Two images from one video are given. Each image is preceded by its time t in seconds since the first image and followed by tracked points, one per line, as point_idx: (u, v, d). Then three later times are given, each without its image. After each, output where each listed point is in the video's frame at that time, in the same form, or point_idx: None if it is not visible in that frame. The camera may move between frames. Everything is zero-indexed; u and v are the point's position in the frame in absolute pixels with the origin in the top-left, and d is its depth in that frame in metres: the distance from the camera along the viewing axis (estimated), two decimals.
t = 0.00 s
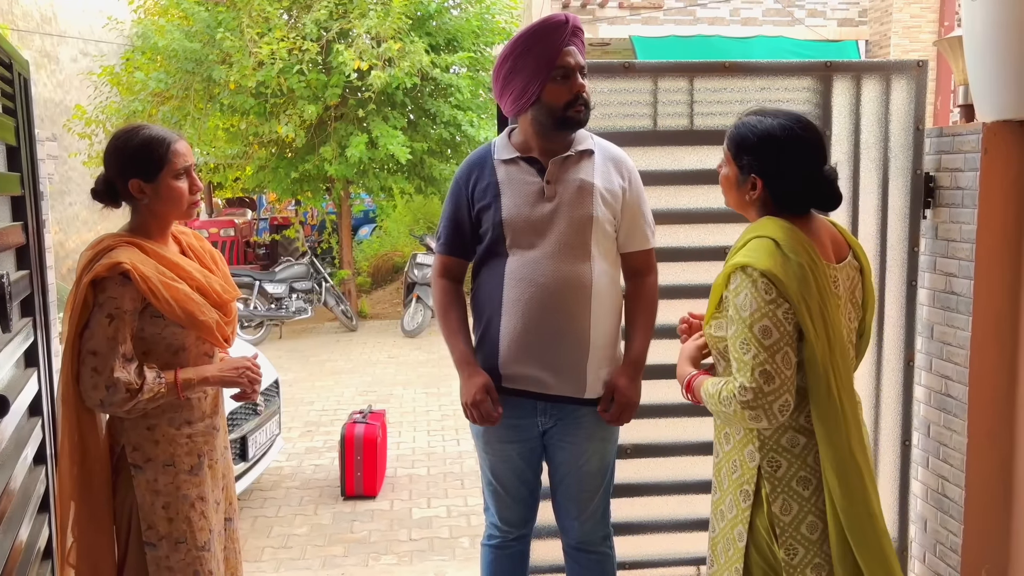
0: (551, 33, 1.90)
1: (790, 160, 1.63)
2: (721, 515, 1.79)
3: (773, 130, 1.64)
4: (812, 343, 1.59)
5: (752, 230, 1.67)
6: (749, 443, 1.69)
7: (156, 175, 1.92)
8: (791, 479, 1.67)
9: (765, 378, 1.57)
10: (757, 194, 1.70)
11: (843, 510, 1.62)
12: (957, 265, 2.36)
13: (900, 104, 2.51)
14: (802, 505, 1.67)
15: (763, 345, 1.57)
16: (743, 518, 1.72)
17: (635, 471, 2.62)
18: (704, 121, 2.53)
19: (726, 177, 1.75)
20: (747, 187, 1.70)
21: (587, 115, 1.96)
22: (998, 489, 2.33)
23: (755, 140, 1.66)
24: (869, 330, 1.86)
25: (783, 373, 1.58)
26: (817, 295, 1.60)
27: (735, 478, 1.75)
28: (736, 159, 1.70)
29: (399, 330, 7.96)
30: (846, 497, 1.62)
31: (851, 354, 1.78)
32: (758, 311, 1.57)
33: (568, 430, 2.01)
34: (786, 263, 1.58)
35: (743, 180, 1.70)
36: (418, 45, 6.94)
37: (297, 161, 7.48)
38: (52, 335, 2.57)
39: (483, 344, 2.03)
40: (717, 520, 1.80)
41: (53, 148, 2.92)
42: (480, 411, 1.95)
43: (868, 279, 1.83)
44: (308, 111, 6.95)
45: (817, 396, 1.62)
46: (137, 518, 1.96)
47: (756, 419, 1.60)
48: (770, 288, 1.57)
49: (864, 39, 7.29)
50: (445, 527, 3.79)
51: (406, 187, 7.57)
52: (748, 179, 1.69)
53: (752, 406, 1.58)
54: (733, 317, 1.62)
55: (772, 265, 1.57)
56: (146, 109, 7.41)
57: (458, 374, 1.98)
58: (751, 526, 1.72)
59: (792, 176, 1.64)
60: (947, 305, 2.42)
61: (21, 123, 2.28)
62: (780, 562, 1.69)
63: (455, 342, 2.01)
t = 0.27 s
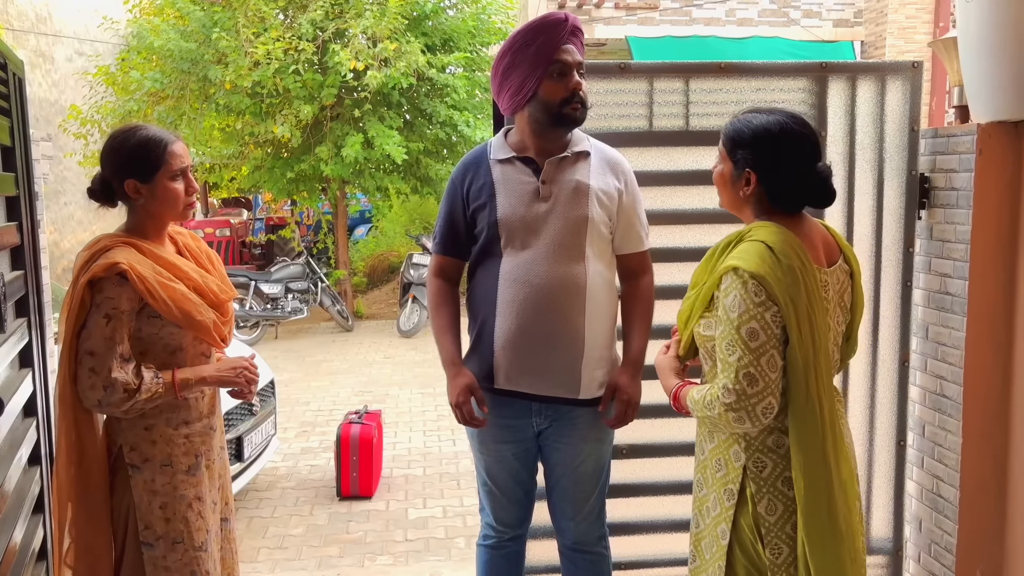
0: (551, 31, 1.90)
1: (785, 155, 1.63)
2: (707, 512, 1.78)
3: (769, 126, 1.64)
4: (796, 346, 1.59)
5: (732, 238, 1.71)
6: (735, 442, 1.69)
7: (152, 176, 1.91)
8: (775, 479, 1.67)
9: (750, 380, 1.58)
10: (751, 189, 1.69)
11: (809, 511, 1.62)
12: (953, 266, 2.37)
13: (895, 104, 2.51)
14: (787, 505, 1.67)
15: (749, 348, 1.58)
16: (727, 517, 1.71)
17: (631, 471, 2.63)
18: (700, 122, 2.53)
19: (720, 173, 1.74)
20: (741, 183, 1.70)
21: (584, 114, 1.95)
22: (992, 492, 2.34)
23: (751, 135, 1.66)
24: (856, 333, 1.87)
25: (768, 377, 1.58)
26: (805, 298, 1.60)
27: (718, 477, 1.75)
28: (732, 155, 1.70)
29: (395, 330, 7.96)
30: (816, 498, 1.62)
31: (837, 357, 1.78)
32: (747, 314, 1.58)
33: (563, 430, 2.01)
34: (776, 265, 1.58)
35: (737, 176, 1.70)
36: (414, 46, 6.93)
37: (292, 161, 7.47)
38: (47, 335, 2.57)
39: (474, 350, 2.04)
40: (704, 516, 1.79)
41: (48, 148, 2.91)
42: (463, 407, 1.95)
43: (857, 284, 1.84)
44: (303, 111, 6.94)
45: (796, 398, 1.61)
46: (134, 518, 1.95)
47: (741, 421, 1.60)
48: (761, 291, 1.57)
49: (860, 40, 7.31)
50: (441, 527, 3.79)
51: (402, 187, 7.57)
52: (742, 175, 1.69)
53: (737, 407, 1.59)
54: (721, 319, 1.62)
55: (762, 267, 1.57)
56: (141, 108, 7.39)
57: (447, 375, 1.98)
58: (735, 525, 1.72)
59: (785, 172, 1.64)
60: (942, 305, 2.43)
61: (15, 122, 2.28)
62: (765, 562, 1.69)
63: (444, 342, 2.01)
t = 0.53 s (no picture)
0: (507, 28, 1.96)
1: (783, 154, 1.63)
2: (696, 511, 1.77)
3: (773, 128, 1.64)
4: (795, 350, 1.59)
5: (739, 232, 1.68)
6: (726, 443, 1.69)
7: (144, 177, 1.91)
8: (767, 480, 1.67)
9: (746, 385, 1.57)
10: (746, 186, 1.68)
11: (792, 513, 1.62)
12: (945, 266, 2.38)
13: (887, 106, 2.52)
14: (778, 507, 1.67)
15: (746, 352, 1.57)
16: (717, 517, 1.71)
17: (625, 472, 2.63)
18: (694, 123, 2.54)
19: (717, 168, 1.74)
20: (737, 179, 1.69)
21: (541, 109, 1.94)
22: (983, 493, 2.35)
23: (752, 133, 1.66)
24: (845, 336, 1.88)
25: (764, 382, 1.58)
26: (801, 302, 1.60)
27: (709, 478, 1.74)
28: (732, 149, 1.69)
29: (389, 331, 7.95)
30: (801, 500, 1.62)
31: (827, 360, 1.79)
32: (747, 318, 1.57)
33: (553, 432, 2.01)
34: (777, 270, 1.58)
35: (735, 171, 1.69)
36: (408, 46, 6.92)
37: (286, 162, 7.46)
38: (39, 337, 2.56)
39: (462, 351, 2.04)
40: (690, 516, 1.79)
41: (40, 149, 2.90)
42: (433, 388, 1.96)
43: (846, 288, 1.85)
44: (297, 112, 6.94)
45: (790, 401, 1.61)
46: (127, 520, 1.95)
47: (735, 425, 1.59)
48: (762, 295, 1.56)
49: (852, 41, 7.16)
50: (435, 528, 3.79)
51: (396, 188, 7.56)
52: (740, 171, 1.68)
53: (733, 412, 1.58)
54: (718, 321, 1.61)
55: (765, 272, 1.56)
56: (134, 109, 7.37)
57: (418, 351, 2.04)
58: (727, 526, 1.71)
59: (782, 172, 1.64)
60: (934, 306, 2.44)
61: (7, 122, 2.27)
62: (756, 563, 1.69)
63: (418, 323, 2.06)
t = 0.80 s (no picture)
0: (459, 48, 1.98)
1: (778, 159, 1.64)
2: (690, 516, 1.77)
3: (767, 131, 1.64)
4: (791, 349, 1.60)
5: (731, 233, 1.69)
6: (723, 445, 1.70)
7: (136, 179, 1.90)
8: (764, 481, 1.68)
9: (744, 386, 1.58)
10: (740, 189, 1.68)
11: (787, 514, 1.62)
12: (937, 268, 2.39)
13: (879, 108, 2.53)
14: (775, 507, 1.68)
15: (744, 353, 1.57)
16: (715, 520, 1.70)
17: (618, 474, 2.63)
18: (686, 125, 2.54)
19: (708, 170, 1.73)
20: (730, 183, 1.69)
21: (511, 120, 1.94)
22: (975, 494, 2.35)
23: (747, 136, 1.66)
24: (833, 335, 1.88)
25: (762, 382, 1.58)
26: (795, 301, 1.61)
27: (705, 481, 1.74)
28: (725, 152, 1.69)
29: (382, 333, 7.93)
30: (796, 499, 1.62)
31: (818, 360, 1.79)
32: (742, 318, 1.57)
33: (542, 435, 2.00)
34: (771, 269, 1.58)
35: (729, 174, 1.69)
36: (401, 48, 6.92)
37: (278, 163, 7.48)
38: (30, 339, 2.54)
39: (451, 355, 2.07)
40: (683, 521, 1.79)
41: (32, 150, 2.88)
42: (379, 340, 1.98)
43: (835, 286, 1.86)
44: (290, 113, 6.94)
45: (787, 401, 1.61)
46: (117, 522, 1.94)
47: (735, 427, 1.59)
48: (756, 294, 1.57)
49: (844, 44, 7.15)
50: (429, 530, 3.78)
51: (389, 189, 7.54)
52: (734, 174, 1.68)
53: (732, 413, 1.58)
54: (714, 323, 1.61)
55: (759, 271, 1.57)
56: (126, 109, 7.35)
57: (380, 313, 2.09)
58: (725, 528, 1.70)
59: (775, 177, 1.65)
60: (926, 307, 2.45)
61: None
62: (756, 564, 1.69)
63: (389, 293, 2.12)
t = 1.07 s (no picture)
0: (458, 72, 1.91)
1: (763, 165, 1.64)
2: (687, 521, 1.77)
3: (751, 136, 1.64)
4: (787, 348, 1.59)
5: (721, 235, 1.69)
6: (720, 448, 1.69)
7: (131, 182, 1.90)
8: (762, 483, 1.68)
9: (743, 388, 1.57)
10: (727, 196, 1.69)
11: (787, 514, 1.62)
12: (931, 269, 2.39)
13: (874, 109, 2.54)
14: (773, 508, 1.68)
15: (742, 354, 1.57)
16: (714, 523, 1.70)
17: (613, 476, 2.63)
18: (681, 126, 2.55)
19: (694, 176, 1.73)
20: (718, 189, 1.70)
21: (518, 136, 1.97)
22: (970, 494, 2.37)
23: (733, 141, 1.65)
24: (824, 333, 1.88)
25: (761, 382, 1.58)
26: (789, 300, 1.61)
27: (703, 484, 1.74)
28: (709, 161, 1.69)
29: (376, 334, 7.93)
30: (795, 499, 1.63)
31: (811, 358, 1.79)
32: (738, 320, 1.57)
33: (538, 436, 2.00)
34: (764, 270, 1.59)
35: (715, 181, 1.69)
36: (395, 49, 6.92)
37: (273, 164, 7.47)
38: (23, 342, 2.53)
39: (447, 360, 2.07)
40: (680, 526, 1.79)
41: (24, 151, 2.86)
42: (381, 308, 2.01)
43: (823, 283, 1.86)
44: (284, 115, 6.91)
45: (786, 401, 1.61)
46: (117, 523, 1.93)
47: (737, 430, 1.59)
48: (751, 296, 1.57)
49: (838, 45, 7.29)
50: (423, 532, 3.78)
51: (384, 190, 7.53)
52: (720, 181, 1.69)
53: (733, 416, 1.58)
54: (709, 327, 1.61)
55: (752, 272, 1.56)
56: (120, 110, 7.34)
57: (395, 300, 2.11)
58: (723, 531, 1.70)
59: (761, 182, 1.65)
60: (920, 308, 2.45)
61: None
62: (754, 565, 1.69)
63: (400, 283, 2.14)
